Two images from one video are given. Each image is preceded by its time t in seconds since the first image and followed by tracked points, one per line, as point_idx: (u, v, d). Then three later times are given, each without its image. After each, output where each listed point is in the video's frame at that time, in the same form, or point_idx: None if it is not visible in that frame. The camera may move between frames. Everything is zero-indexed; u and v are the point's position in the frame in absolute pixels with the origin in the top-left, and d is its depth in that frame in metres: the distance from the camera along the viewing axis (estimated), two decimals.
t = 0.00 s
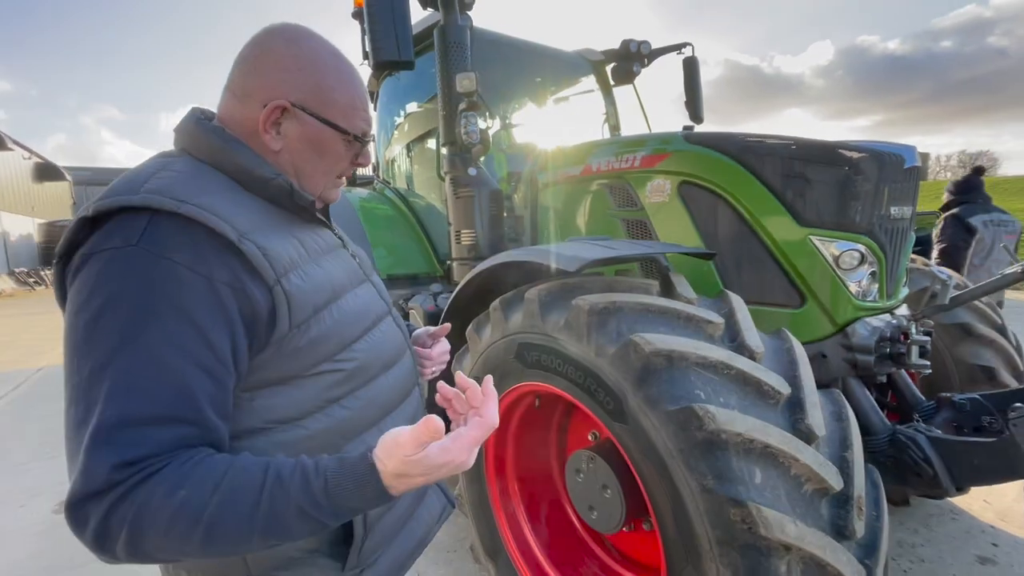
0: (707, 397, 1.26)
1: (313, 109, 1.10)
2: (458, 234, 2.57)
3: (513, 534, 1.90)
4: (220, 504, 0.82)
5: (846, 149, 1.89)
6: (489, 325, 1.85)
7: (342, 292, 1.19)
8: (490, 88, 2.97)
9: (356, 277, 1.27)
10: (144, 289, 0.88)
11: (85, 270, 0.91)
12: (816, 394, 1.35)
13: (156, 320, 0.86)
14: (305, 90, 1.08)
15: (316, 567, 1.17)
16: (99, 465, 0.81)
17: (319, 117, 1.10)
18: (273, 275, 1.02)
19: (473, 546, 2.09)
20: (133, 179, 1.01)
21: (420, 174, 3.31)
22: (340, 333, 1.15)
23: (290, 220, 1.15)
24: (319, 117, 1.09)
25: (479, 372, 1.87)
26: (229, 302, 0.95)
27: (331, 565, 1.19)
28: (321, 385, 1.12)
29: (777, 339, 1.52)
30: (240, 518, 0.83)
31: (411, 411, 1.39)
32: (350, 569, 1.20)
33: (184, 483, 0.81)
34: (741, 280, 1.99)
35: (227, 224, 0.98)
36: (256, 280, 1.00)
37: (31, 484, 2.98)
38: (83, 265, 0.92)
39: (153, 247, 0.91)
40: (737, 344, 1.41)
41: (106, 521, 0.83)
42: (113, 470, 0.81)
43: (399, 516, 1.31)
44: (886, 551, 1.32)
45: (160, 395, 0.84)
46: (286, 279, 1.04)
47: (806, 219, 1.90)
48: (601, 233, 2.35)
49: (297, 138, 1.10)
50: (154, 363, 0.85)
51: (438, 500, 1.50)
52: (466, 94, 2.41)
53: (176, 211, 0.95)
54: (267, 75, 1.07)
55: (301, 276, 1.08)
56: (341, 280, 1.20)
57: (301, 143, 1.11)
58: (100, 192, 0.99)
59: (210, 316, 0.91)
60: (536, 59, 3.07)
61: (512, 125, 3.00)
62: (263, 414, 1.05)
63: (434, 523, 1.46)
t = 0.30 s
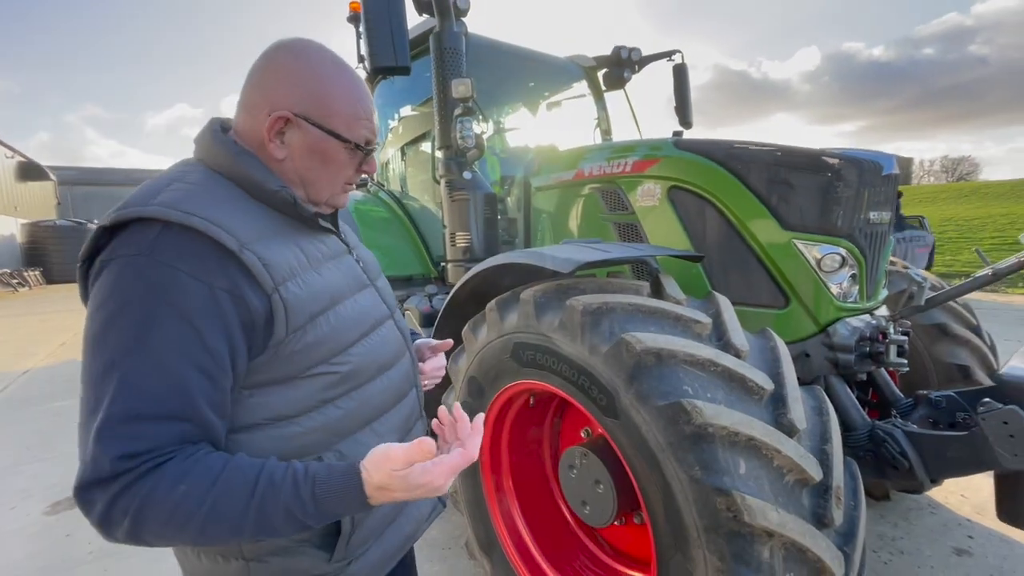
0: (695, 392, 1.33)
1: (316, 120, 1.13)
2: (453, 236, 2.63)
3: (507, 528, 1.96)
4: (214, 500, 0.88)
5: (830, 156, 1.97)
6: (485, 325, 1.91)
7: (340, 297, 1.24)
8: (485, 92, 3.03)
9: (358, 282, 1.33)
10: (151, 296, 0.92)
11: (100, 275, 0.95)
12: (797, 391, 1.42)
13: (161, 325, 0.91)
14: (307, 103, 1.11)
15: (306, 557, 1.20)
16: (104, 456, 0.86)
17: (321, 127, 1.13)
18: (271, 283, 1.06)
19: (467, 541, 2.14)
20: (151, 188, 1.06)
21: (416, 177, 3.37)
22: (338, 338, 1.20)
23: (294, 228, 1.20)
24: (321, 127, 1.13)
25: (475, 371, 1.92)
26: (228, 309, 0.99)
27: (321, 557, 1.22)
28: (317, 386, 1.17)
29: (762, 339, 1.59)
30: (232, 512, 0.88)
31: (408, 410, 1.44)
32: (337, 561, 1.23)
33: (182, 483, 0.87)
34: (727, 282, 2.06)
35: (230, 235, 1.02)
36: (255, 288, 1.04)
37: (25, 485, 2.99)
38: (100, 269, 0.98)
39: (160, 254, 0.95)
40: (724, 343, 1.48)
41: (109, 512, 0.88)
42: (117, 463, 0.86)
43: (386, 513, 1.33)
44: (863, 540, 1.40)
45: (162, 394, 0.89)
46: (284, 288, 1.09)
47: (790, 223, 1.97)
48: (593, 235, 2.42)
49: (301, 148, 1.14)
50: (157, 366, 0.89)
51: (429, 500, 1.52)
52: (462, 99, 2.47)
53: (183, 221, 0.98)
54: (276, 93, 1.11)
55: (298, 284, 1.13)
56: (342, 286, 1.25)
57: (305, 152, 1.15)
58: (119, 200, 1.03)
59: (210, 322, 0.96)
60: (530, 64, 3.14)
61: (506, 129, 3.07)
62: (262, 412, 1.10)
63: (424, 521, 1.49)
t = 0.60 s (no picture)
0: (690, 391, 1.35)
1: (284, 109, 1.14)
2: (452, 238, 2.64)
3: (504, 529, 1.97)
4: (262, 453, 0.90)
5: (823, 159, 1.99)
6: (482, 325, 1.92)
7: (346, 284, 1.25)
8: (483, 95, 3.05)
9: (360, 273, 1.32)
10: (175, 281, 0.94)
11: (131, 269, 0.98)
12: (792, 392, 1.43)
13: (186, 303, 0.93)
14: (270, 94, 1.12)
15: (314, 527, 1.20)
16: (157, 414, 0.87)
17: (288, 112, 1.13)
18: (276, 269, 1.08)
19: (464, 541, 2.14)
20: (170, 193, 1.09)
21: (414, 179, 3.39)
22: (341, 322, 1.20)
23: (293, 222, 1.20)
24: (289, 112, 1.13)
25: (473, 371, 1.93)
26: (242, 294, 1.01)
27: (326, 526, 1.22)
28: (323, 369, 1.17)
29: (757, 340, 1.61)
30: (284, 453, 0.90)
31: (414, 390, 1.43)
32: (343, 531, 1.23)
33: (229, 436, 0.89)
34: (724, 284, 2.07)
35: (238, 227, 1.04)
36: (264, 274, 1.06)
37: (23, 486, 2.99)
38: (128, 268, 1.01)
39: (179, 246, 0.98)
40: (719, 343, 1.49)
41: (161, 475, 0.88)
42: (166, 426, 0.87)
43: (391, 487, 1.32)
44: (857, 538, 1.41)
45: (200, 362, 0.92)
46: (290, 273, 1.11)
47: (785, 225, 1.99)
48: (591, 237, 2.43)
49: (277, 139, 1.15)
50: (187, 339, 0.91)
51: (435, 480, 1.49)
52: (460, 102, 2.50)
53: (199, 218, 1.01)
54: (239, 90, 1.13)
55: (303, 270, 1.14)
56: (346, 275, 1.26)
57: (282, 142, 1.15)
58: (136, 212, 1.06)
59: (229, 297, 0.98)
60: (527, 67, 3.16)
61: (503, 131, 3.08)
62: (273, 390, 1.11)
63: (430, 501, 1.46)
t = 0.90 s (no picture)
0: (684, 394, 1.34)
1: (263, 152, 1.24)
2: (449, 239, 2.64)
3: (501, 532, 1.96)
4: (395, 251, 1.19)
5: (821, 161, 1.99)
6: (478, 328, 1.91)
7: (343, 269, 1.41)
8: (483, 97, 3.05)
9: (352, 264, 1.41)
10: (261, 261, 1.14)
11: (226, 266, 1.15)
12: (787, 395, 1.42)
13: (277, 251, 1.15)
14: (249, 142, 1.22)
15: (345, 484, 1.38)
16: (335, 280, 1.15)
17: (269, 156, 1.24)
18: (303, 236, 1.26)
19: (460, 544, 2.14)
20: (185, 211, 1.20)
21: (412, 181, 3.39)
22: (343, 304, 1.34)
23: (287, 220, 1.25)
24: (269, 156, 1.24)
25: (468, 374, 1.93)
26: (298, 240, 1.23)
27: (357, 482, 1.39)
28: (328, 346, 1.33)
29: (752, 342, 1.59)
30: (417, 239, 1.23)
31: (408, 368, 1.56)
32: (372, 484, 1.41)
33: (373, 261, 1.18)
34: (720, 286, 2.06)
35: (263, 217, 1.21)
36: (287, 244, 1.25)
37: (22, 487, 3.00)
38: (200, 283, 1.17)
39: (235, 240, 1.15)
40: (714, 346, 1.48)
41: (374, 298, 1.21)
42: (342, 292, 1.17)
43: (403, 445, 1.50)
44: (853, 542, 1.40)
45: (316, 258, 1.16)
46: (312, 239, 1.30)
47: (781, 227, 1.98)
48: (588, 240, 2.42)
49: (259, 178, 1.26)
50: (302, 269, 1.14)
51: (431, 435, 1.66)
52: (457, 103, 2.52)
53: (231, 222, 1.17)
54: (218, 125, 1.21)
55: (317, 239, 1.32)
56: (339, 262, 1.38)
57: (264, 180, 1.26)
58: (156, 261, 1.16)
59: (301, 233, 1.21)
60: (526, 69, 3.17)
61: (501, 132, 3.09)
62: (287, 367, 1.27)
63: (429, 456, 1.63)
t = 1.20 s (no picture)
0: (680, 404, 1.33)
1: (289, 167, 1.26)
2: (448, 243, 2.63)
3: (498, 541, 1.96)
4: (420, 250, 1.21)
5: (819, 166, 1.98)
6: (474, 335, 1.90)
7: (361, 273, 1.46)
8: (483, 101, 3.04)
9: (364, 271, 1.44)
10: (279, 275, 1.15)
11: (242, 274, 1.15)
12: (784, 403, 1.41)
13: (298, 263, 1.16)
14: (276, 157, 1.24)
15: (356, 475, 1.41)
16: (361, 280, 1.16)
17: (294, 171, 1.26)
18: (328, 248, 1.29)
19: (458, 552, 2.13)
20: (217, 216, 1.22)
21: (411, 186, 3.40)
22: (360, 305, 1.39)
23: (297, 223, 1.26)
24: (294, 172, 1.26)
25: (464, 381, 1.92)
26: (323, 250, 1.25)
27: (370, 472, 1.43)
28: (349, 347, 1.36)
29: (748, 350, 1.58)
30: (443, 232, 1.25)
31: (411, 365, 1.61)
32: (382, 473, 1.45)
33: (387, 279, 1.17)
34: (718, 293, 2.05)
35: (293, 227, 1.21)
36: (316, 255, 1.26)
37: (22, 494, 3.00)
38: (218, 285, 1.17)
39: (254, 250, 1.16)
40: (709, 354, 1.47)
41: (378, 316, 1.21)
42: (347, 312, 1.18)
43: (410, 437, 1.55)
44: (851, 553, 1.38)
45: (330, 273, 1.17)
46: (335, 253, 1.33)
47: (779, 233, 1.97)
48: (587, 245, 2.42)
49: (283, 191, 1.27)
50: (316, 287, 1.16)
51: (431, 433, 1.71)
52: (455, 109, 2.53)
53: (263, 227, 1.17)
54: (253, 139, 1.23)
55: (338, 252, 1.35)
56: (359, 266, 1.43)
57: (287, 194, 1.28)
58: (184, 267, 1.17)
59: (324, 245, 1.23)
60: (524, 73, 3.16)
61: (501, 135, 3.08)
62: (309, 369, 1.28)
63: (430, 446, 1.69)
